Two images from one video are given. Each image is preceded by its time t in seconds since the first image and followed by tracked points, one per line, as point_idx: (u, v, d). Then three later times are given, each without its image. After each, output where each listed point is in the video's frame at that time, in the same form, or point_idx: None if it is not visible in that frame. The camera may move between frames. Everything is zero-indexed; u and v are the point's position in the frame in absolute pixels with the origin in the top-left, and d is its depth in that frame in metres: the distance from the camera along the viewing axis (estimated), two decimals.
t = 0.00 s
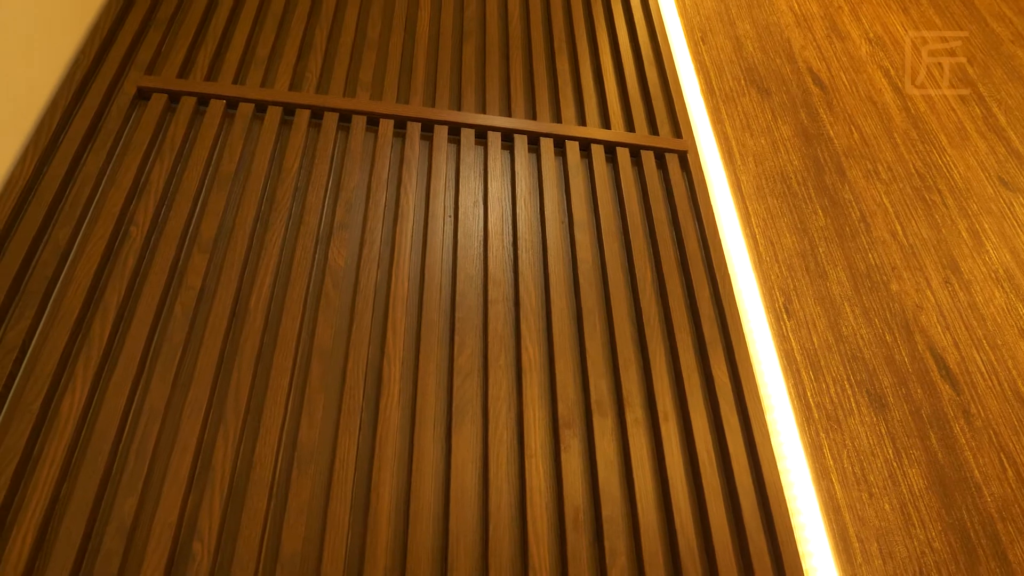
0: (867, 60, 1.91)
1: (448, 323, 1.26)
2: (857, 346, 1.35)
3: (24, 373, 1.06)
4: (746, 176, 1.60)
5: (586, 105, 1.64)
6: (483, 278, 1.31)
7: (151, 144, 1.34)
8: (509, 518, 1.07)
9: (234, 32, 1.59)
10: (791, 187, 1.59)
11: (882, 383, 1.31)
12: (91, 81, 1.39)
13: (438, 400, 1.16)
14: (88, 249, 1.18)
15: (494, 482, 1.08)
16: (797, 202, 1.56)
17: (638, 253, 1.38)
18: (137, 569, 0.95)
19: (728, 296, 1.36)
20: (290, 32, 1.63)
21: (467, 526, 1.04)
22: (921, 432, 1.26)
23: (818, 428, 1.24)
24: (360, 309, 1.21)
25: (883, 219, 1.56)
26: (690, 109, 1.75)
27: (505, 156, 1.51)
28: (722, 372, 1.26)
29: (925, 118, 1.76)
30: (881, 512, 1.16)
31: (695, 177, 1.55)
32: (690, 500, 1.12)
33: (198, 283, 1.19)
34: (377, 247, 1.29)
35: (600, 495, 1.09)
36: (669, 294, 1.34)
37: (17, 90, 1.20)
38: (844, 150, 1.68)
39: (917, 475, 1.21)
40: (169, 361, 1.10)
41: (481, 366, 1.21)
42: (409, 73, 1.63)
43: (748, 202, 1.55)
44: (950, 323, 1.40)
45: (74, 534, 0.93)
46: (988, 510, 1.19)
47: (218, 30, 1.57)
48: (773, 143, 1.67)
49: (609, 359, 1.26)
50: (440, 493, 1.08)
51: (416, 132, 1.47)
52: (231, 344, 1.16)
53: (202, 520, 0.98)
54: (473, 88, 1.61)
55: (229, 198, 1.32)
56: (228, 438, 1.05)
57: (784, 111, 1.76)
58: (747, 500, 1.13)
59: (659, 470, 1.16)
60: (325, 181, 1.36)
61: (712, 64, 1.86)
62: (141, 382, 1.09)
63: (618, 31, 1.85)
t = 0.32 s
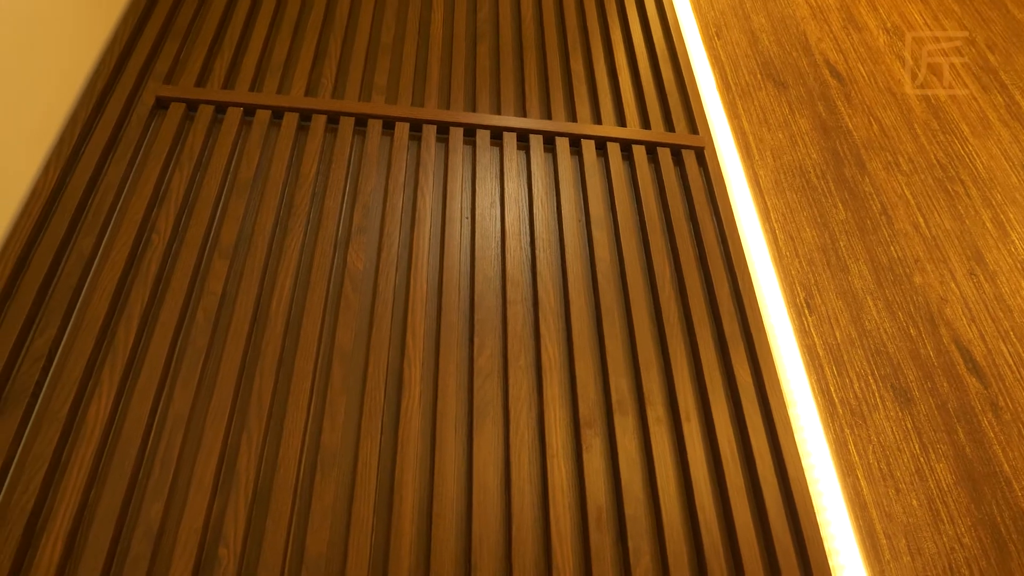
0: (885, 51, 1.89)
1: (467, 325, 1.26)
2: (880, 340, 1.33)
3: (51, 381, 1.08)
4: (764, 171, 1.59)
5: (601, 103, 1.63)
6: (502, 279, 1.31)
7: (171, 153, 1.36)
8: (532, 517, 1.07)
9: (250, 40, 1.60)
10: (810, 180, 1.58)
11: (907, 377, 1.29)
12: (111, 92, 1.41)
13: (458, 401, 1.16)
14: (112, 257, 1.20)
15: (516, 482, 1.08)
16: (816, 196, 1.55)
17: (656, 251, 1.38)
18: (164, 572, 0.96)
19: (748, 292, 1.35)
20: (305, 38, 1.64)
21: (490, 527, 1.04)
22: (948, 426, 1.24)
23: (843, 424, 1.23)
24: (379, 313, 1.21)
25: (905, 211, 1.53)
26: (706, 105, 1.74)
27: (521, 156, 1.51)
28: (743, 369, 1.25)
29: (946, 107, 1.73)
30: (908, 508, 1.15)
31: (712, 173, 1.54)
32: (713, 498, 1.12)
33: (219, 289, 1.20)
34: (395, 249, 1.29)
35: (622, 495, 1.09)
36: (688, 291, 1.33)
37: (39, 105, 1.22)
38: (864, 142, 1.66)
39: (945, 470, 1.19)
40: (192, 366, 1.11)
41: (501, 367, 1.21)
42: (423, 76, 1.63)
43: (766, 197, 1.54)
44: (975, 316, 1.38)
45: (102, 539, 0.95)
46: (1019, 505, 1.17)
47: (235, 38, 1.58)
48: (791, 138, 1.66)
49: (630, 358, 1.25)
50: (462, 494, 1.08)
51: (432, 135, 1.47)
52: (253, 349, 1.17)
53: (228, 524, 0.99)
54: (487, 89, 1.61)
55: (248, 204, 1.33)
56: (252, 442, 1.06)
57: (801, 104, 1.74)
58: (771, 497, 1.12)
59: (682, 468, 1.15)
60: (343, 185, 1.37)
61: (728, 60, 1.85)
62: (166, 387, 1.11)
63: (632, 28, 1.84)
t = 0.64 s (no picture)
0: (903, 41, 1.87)
1: (486, 325, 1.26)
2: (904, 334, 1.32)
3: (78, 388, 1.10)
4: (782, 165, 1.58)
5: (616, 101, 1.63)
6: (520, 279, 1.31)
7: (189, 161, 1.37)
8: (554, 517, 1.06)
9: (265, 46, 1.62)
10: (829, 174, 1.56)
11: (931, 371, 1.27)
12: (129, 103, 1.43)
13: (479, 402, 1.16)
14: (134, 265, 1.21)
15: (538, 483, 1.08)
16: (835, 189, 1.53)
17: (674, 248, 1.37)
18: None
19: (769, 288, 1.34)
20: (320, 44, 1.65)
21: (512, 528, 1.04)
22: (975, 420, 1.22)
23: (867, 419, 1.21)
24: (398, 315, 1.22)
25: (927, 203, 1.51)
26: (722, 100, 1.73)
27: (537, 156, 1.51)
28: (765, 365, 1.24)
29: (966, 97, 1.70)
30: (936, 504, 1.13)
31: (730, 168, 1.53)
32: (737, 496, 1.11)
33: (240, 294, 1.21)
34: (413, 252, 1.30)
35: (645, 494, 1.09)
36: (707, 288, 1.32)
37: (56, 117, 1.24)
38: (883, 134, 1.64)
39: (973, 465, 1.17)
40: (215, 372, 1.12)
41: (521, 367, 1.21)
42: (438, 78, 1.64)
43: (785, 192, 1.53)
44: (1001, 308, 1.36)
45: (130, 543, 0.96)
46: None
47: (251, 45, 1.60)
48: (809, 131, 1.65)
49: (650, 357, 1.25)
50: (484, 495, 1.08)
51: (448, 137, 1.48)
52: (275, 353, 1.18)
53: (252, 528, 0.99)
54: (501, 90, 1.61)
55: (267, 210, 1.34)
56: (274, 446, 1.06)
57: (819, 97, 1.73)
58: (795, 494, 1.11)
59: (704, 466, 1.14)
60: (359, 189, 1.38)
61: (743, 54, 1.84)
62: (189, 393, 1.12)
63: (645, 24, 1.83)
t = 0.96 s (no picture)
0: (922, 32, 1.82)
1: (506, 326, 1.26)
2: (928, 327, 1.29)
3: (103, 395, 1.11)
4: (801, 159, 1.56)
5: (631, 98, 1.62)
6: (538, 280, 1.31)
7: (209, 169, 1.38)
8: (577, 517, 1.06)
9: (281, 53, 1.63)
10: (848, 167, 1.54)
11: (957, 364, 1.24)
12: (148, 114, 1.45)
13: (499, 403, 1.16)
14: (156, 273, 1.22)
15: (560, 483, 1.08)
16: (856, 182, 1.52)
17: (693, 245, 1.36)
18: None
19: (790, 283, 1.33)
20: (335, 49, 1.66)
21: (535, 529, 1.04)
22: (1004, 413, 1.19)
23: (892, 414, 1.20)
24: (418, 318, 1.22)
25: (949, 194, 1.47)
26: (738, 95, 1.72)
27: (553, 156, 1.50)
28: (787, 362, 1.23)
29: (988, 86, 1.64)
30: (965, 499, 1.11)
31: (748, 164, 1.52)
32: (761, 493, 1.10)
33: (261, 300, 1.22)
34: (431, 254, 1.30)
35: (668, 491, 1.08)
36: (727, 285, 1.31)
37: (78, 130, 1.26)
38: (903, 125, 1.61)
39: (1003, 459, 1.14)
40: (238, 377, 1.13)
41: (541, 368, 1.21)
42: (453, 80, 1.64)
43: (805, 187, 1.51)
44: None
45: (157, 547, 0.97)
46: None
47: (267, 52, 1.61)
48: (827, 124, 1.63)
49: (670, 355, 1.24)
50: (507, 496, 1.08)
51: (464, 139, 1.48)
52: (296, 357, 1.19)
53: (278, 531, 1.00)
54: (517, 91, 1.61)
55: (286, 216, 1.35)
56: (297, 450, 1.07)
57: (837, 90, 1.71)
58: (820, 491, 1.10)
59: (727, 464, 1.13)
60: (377, 194, 1.38)
61: (759, 49, 1.83)
62: (213, 399, 1.13)
63: (660, 21, 1.82)
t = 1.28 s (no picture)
0: (942, 20, 1.79)
1: (525, 327, 1.26)
2: (953, 320, 1.27)
3: (129, 402, 1.13)
4: (819, 152, 1.55)
5: (647, 95, 1.61)
6: (557, 280, 1.30)
7: (227, 176, 1.40)
8: (600, 517, 1.06)
9: (297, 60, 1.64)
10: (868, 159, 1.52)
11: (984, 357, 1.23)
12: (167, 123, 1.47)
13: (520, 404, 1.16)
14: (178, 279, 1.24)
15: (582, 483, 1.07)
16: (876, 174, 1.50)
17: (712, 242, 1.36)
18: None
19: (811, 278, 1.32)
20: (349, 54, 1.67)
21: (558, 529, 1.04)
22: None
23: (918, 409, 1.18)
24: (437, 320, 1.22)
25: (972, 184, 1.45)
26: (754, 89, 1.70)
27: (568, 156, 1.50)
28: (810, 357, 1.21)
29: (1012, 74, 1.63)
30: (994, 494, 1.09)
31: (765, 159, 1.50)
32: (786, 491, 1.09)
33: (281, 304, 1.23)
34: (449, 256, 1.31)
35: (691, 489, 1.07)
36: (747, 281, 1.30)
37: (100, 141, 1.28)
38: (924, 115, 1.59)
39: None
40: (260, 381, 1.14)
41: (561, 368, 1.20)
42: (467, 82, 1.64)
43: (824, 180, 1.50)
44: None
45: (184, 552, 0.98)
46: None
47: (282, 59, 1.62)
48: (846, 117, 1.61)
49: (691, 353, 1.23)
50: (530, 496, 1.08)
51: (479, 140, 1.48)
52: (317, 361, 1.19)
53: (302, 534, 1.01)
54: (531, 91, 1.61)
55: (304, 221, 1.36)
56: (320, 452, 1.08)
57: (855, 82, 1.69)
58: (846, 487, 1.09)
59: (751, 462, 1.13)
60: (394, 197, 1.39)
61: (775, 43, 1.81)
62: (236, 403, 1.14)
63: (673, 17, 1.82)
